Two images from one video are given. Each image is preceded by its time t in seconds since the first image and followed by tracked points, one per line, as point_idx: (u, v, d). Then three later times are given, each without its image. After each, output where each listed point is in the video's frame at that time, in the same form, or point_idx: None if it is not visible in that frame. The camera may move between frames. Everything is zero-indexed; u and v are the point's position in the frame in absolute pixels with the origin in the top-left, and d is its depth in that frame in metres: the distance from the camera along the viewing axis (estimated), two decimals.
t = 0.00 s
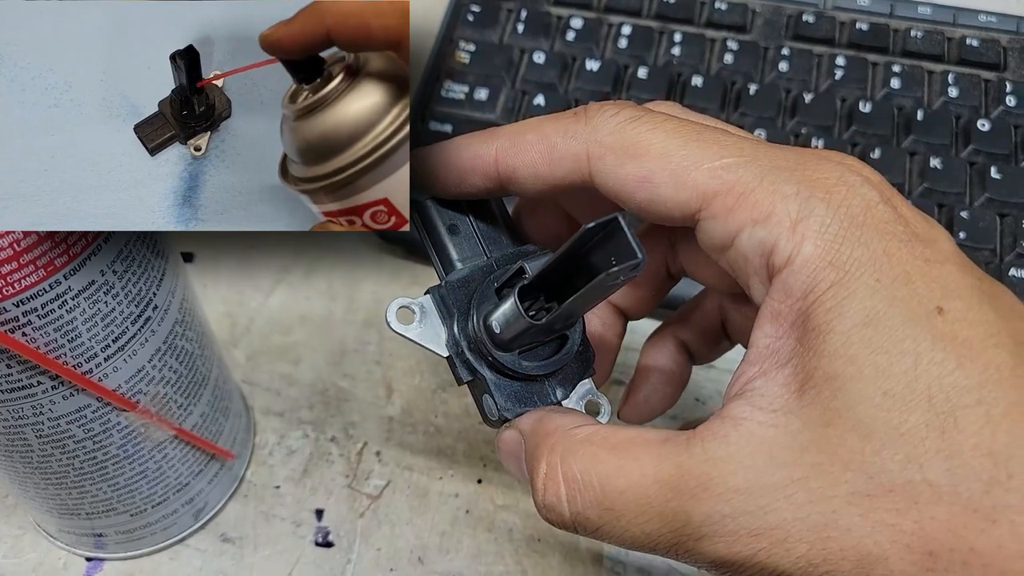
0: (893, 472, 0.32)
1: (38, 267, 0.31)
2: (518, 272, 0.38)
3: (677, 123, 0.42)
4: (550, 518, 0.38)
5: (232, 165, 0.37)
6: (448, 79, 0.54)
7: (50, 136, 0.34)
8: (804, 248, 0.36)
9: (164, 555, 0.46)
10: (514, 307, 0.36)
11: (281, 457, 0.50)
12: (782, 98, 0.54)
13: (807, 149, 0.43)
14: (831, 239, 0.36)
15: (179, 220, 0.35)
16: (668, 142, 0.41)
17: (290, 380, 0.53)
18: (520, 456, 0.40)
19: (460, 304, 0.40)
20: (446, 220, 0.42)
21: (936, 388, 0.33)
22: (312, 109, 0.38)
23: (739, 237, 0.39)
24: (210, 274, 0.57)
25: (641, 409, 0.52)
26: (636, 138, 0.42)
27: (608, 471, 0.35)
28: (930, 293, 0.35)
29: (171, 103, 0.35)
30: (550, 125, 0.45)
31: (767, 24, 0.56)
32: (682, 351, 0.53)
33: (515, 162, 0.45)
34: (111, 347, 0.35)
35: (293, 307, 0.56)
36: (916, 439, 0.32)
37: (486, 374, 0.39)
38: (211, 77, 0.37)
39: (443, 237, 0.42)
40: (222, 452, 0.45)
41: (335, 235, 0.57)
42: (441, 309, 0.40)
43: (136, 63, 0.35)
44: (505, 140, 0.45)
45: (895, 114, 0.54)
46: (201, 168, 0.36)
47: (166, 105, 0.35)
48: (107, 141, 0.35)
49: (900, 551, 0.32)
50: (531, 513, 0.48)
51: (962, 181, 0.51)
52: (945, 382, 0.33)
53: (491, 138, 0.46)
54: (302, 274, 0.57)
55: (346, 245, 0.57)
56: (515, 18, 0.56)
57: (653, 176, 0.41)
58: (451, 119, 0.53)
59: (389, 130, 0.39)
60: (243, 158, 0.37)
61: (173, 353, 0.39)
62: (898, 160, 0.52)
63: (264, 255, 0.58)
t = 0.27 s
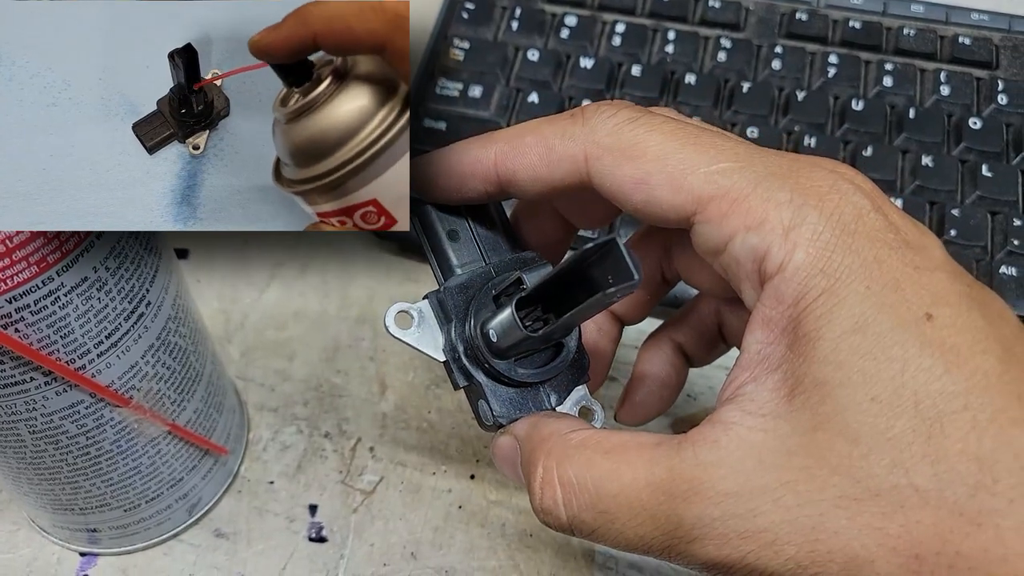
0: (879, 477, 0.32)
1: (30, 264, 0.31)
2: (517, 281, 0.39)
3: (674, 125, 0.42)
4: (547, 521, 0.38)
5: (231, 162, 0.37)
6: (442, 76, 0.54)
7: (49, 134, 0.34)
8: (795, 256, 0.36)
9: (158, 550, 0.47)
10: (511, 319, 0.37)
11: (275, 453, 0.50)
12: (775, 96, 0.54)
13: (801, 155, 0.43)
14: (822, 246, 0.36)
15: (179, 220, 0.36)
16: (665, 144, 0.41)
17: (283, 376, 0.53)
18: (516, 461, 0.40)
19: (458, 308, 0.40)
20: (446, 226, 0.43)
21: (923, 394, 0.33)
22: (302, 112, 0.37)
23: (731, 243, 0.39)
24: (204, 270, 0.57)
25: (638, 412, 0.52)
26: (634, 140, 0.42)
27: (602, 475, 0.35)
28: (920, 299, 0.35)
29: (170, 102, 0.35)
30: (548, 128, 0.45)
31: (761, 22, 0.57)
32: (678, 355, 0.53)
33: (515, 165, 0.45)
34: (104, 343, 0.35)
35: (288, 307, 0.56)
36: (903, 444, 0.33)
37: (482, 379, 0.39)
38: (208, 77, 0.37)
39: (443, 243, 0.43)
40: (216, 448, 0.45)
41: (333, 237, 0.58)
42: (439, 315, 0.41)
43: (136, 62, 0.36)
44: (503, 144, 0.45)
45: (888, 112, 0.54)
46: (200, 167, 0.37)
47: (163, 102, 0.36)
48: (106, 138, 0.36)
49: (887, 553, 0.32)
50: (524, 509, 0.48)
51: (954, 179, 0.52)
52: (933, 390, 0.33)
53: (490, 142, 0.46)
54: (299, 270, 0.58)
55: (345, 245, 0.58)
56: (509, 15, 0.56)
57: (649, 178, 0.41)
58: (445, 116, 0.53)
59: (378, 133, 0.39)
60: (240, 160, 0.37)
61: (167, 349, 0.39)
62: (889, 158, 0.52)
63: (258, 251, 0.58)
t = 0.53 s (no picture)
0: (871, 475, 0.32)
1: (19, 264, 0.31)
2: (511, 281, 0.39)
3: (670, 122, 0.42)
4: (543, 517, 0.38)
5: (232, 158, 0.40)
6: (436, 75, 0.54)
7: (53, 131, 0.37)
8: (788, 254, 0.36)
9: (150, 549, 0.47)
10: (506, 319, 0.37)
11: (268, 451, 0.50)
12: (768, 94, 0.54)
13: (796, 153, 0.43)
14: (815, 245, 0.36)
15: (180, 216, 0.38)
16: (661, 142, 0.41)
17: (276, 375, 0.53)
18: (510, 459, 0.40)
19: (453, 306, 0.40)
20: (442, 223, 0.43)
21: (915, 392, 0.33)
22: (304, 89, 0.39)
23: (726, 240, 0.39)
24: (198, 269, 0.57)
25: (634, 409, 0.52)
26: (630, 136, 0.42)
27: (597, 472, 0.35)
28: (912, 297, 0.35)
29: (173, 99, 0.39)
30: (543, 124, 0.45)
31: (754, 21, 0.57)
32: (674, 351, 0.53)
33: (512, 163, 0.45)
34: (95, 343, 0.35)
35: (283, 306, 0.56)
36: (895, 441, 0.33)
37: (476, 377, 0.39)
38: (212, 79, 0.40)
39: (439, 242, 0.43)
40: (208, 447, 0.45)
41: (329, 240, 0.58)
42: (434, 312, 0.41)
43: (135, 61, 0.39)
44: (499, 141, 0.45)
45: (880, 111, 0.54)
46: (201, 164, 0.40)
47: (167, 100, 0.40)
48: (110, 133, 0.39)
49: (878, 550, 0.32)
50: (516, 506, 0.48)
51: (946, 178, 0.52)
52: (925, 387, 0.33)
53: (486, 140, 0.46)
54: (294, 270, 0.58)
55: (342, 247, 0.58)
56: (503, 14, 0.56)
57: (644, 175, 0.41)
58: (438, 114, 0.53)
59: (376, 109, 0.40)
60: (240, 159, 0.40)
61: (158, 348, 0.39)
62: (881, 157, 0.52)
63: (251, 251, 0.58)
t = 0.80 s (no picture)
0: (867, 472, 0.32)
1: (14, 261, 0.31)
2: (507, 279, 0.39)
3: (667, 119, 0.42)
4: (539, 515, 0.38)
5: (235, 154, 0.38)
6: (432, 71, 0.54)
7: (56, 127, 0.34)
8: (785, 251, 0.36)
9: (147, 546, 0.47)
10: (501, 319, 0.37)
11: (264, 449, 0.50)
12: (765, 91, 0.54)
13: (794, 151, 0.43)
14: (812, 243, 0.36)
15: (182, 212, 0.37)
16: (659, 139, 0.41)
17: (273, 372, 0.53)
18: (506, 457, 0.40)
19: (450, 303, 0.40)
20: (440, 220, 0.43)
21: (911, 389, 0.33)
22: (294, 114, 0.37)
23: (724, 237, 0.39)
24: (194, 265, 0.57)
25: (631, 407, 0.52)
26: (628, 133, 0.42)
27: (593, 471, 0.35)
28: (908, 295, 0.35)
29: (176, 95, 0.36)
30: (542, 121, 0.45)
31: (752, 17, 0.57)
32: (671, 350, 0.53)
33: (510, 160, 0.45)
34: (90, 341, 0.35)
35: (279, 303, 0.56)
36: (891, 439, 0.33)
37: (472, 375, 0.39)
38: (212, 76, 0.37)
39: (439, 241, 0.43)
40: (205, 445, 0.45)
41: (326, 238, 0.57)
42: (431, 309, 0.40)
43: (136, 60, 0.36)
44: (497, 139, 0.45)
45: (877, 108, 0.54)
46: (204, 160, 0.38)
47: (169, 99, 0.37)
48: (114, 129, 0.36)
49: (873, 547, 0.32)
50: (513, 503, 0.48)
51: (944, 175, 0.52)
52: (921, 385, 0.33)
53: (484, 137, 0.46)
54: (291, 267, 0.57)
55: (339, 245, 0.57)
56: (499, 10, 0.56)
57: (643, 172, 0.41)
58: (434, 110, 0.53)
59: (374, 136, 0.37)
60: (235, 163, 0.37)
61: (154, 346, 0.39)
62: (878, 154, 0.52)
63: (247, 248, 0.58)
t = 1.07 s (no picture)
0: (863, 473, 0.32)
1: (8, 262, 0.31)
2: (506, 280, 0.39)
3: (664, 122, 0.42)
4: (536, 517, 0.38)
5: (226, 153, 0.46)
6: (429, 69, 0.54)
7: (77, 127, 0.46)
8: (782, 253, 0.36)
9: (143, 545, 0.47)
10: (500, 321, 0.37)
11: (260, 448, 0.50)
12: (761, 89, 0.54)
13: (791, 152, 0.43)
14: (808, 245, 0.36)
15: (183, 208, 0.44)
16: (656, 141, 0.41)
17: (269, 371, 0.53)
18: (502, 459, 0.40)
19: (448, 305, 0.40)
20: (438, 222, 0.43)
21: (907, 391, 0.33)
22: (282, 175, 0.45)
23: (720, 239, 0.39)
24: (190, 264, 0.57)
25: (629, 407, 0.52)
26: (626, 134, 0.42)
27: (590, 472, 0.35)
28: (905, 297, 0.35)
29: (177, 93, 0.46)
30: (540, 124, 0.45)
31: (748, 16, 0.57)
32: (669, 351, 0.53)
33: (509, 163, 0.45)
34: (85, 340, 0.35)
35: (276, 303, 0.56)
36: (887, 440, 0.33)
37: (470, 376, 0.39)
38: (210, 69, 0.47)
39: (439, 244, 0.43)
40: (200, 443, 0.45)
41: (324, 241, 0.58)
42: (429, 310, 0.41)
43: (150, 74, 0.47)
44: (495, 142, 0.45)
45: (873, 107, 0.54)
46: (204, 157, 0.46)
47: (168, 93, 0.46)
48: (112, 123, 0.46)
49: (870, 548, 0.32)
50: (510, 502, 0.48)
51: (939, 174, 0.52)
52: (917, 386, 0.33)
53: (482, 140, 0.46)
54: (288, 267, 0.57)
55: (337, 246, 0.58)
56: (496, 8, 0.56)
57: (640, 173, 0.41)
58: (431, 109, 0.53)
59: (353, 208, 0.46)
60: (231, 160, 0.46)
61: (149, 345, 0.39)
62: (874, 153, 0.52)
63: (242, 245, 0.58)
